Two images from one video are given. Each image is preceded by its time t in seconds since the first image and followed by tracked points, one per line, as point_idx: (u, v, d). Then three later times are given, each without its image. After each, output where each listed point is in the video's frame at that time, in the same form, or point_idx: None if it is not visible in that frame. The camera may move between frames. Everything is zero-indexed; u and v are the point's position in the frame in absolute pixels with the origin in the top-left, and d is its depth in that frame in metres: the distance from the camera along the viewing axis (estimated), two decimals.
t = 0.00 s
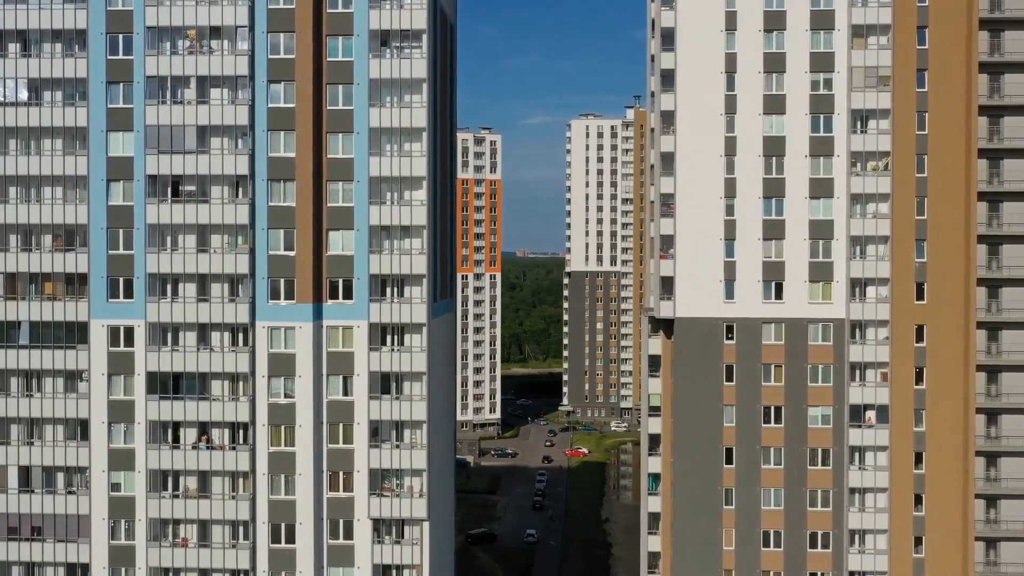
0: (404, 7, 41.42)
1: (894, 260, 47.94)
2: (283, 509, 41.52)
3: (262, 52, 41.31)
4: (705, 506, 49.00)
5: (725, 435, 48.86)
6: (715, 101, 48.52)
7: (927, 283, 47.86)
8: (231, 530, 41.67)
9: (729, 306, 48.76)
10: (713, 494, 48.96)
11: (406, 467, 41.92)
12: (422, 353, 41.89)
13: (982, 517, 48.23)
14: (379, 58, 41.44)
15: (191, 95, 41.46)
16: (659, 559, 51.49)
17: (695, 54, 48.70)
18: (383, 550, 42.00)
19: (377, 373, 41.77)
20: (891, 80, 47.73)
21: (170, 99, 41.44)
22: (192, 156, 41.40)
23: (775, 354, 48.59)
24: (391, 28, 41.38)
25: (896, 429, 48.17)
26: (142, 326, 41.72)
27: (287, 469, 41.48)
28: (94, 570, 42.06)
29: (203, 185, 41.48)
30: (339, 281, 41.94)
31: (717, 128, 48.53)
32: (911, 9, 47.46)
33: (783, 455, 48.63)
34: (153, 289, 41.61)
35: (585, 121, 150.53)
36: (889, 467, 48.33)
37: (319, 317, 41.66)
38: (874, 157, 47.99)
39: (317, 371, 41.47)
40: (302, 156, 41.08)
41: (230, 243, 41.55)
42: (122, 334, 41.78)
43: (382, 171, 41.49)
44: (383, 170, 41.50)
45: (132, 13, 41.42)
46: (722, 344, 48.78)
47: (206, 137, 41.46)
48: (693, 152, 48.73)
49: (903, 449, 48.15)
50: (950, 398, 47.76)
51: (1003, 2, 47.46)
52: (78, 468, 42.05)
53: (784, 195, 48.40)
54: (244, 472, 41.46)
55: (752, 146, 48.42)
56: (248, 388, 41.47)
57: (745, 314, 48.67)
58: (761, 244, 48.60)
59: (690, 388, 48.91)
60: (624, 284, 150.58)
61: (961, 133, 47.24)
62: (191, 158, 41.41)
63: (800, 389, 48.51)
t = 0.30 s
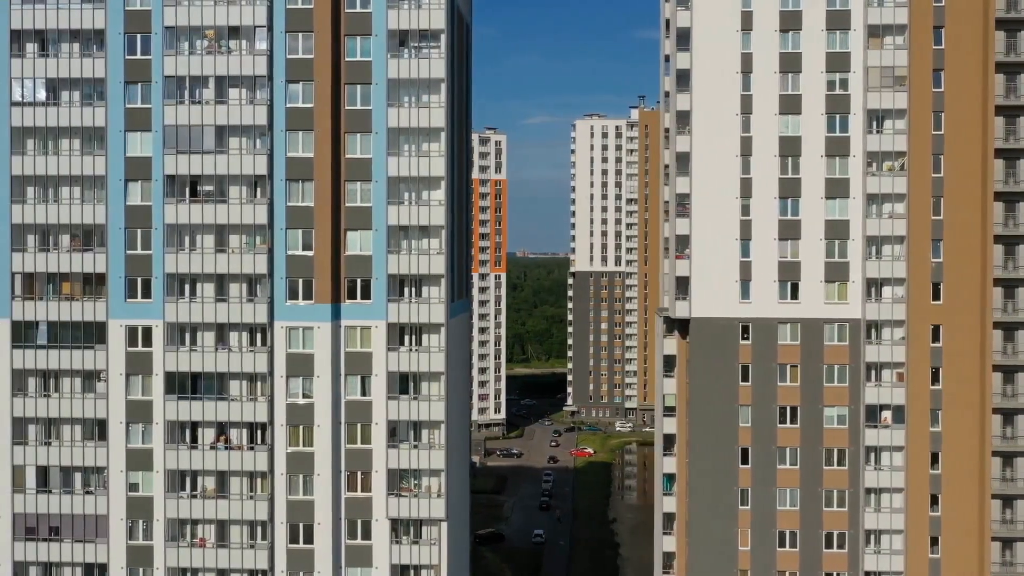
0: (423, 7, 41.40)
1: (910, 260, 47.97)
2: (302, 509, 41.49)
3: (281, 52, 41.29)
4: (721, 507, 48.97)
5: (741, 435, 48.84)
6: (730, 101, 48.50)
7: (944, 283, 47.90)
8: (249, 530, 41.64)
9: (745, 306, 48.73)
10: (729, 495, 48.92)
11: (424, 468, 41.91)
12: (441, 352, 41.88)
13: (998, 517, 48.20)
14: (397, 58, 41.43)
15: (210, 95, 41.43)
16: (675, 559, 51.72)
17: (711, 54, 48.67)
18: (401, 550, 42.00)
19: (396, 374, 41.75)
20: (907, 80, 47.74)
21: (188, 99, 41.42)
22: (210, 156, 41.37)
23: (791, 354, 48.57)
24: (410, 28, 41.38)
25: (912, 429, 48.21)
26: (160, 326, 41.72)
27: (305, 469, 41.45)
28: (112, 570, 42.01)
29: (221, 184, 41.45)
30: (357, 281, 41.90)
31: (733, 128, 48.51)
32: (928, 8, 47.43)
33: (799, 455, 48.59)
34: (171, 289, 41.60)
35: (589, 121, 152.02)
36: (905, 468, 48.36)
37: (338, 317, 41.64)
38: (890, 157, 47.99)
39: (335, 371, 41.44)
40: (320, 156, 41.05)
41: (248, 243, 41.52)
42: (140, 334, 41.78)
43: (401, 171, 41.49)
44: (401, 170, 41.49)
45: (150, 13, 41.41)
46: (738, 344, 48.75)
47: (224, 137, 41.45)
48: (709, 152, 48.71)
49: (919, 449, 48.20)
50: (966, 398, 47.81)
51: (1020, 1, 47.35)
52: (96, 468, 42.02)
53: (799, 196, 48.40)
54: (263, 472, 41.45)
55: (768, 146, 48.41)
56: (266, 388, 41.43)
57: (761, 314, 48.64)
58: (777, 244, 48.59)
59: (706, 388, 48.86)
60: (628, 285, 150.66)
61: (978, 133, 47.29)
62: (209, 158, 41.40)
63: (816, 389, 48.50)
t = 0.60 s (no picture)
0: (442, 7, 41.38)
1: (926, 260, 47.97)
2: (320, 509, 41.47)
3: (299, 52, 41.25)
4: (736, 507, 48.93)
5: (757, 435, 48.79)
6: (746, 101, 48.48)
7: (960, 283, 47.92)
8: (268, 530, 41.64)
9: (761, 306, 48.71)
10: (745, 495, 48.88)
11: (442, 468, 41.89)
12: (459, 352, 41.86)
13: (1014, 518, 47.79)
14: (416, 58, 41.41)
15: (228, 95, 41.39)
16: (689, 559, 51.54)
17: (727, 54, 48.63)
18: (419, 550, 41.98)
19: (414, 374, 41.72)
20: (923, 80, 47.75)
21: (206, 99, 41.38)
22: (228, 156, 41.35)
23: (807, 354, 48.54)
24: (429, 28, 41.35)
25: (928, 429, 48.24)
26: (178, 326, 41.70)
27: (324, 469, 41.42)
28: (130, 570, 42.01)
29: (239, 184, 41.43)
30: (376, 281, 41.88)
31: (748, 128, 48.50)
32: (943, 9, 47.50)
33: (814, 455, 48.56)
34: (189, 289, 41.57)
35: (594, 121, 151.36)
36: (921, 468, 48.38)
37: (356, 317, 41.62)
38: (906, 157, 47.99)
39: (353, 371, 41.42)
40: (339, 156, 41.03)
41: (267, 243, 41.48)
42: (158, 334, 41.78)
43: (419, 171, 41.47)
44: (420, 170, 41.47)
45: (169, 13, 41.38)
46: (754, 344, 48.71)
47: (242, 137, 41.41)
48: (725, 152, 48.69)
49: (935, 449, 48.24)
50: (983, 398, 47.84)
51: None
52: (113, 468, 42.04)
53: (816, 196, 48.37)
54: (281, 472, 41.42)
55: (784, 146, 48.39)
56: (285, 388, 41.40)
57: (777, 314, 48.62)
58: (793, 244, 48.57)
59: (721, 388, 48.83)
60: (632, 285, 150.37)
61: (994, 134, 47.31)
62: (227, 158, 41.36)
63: (832, 389, 48.46)
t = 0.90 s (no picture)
0: (460, 6, 41.36)
1: (942, 260, 47.97)
2: (337, 509, 41.44)
3: (317, 52, 41.22)
4: (752, 507, 48.90)
5: (772, 435, 48.76)
6: (762, 101, 48.46)
7: (976, 283, 47.93)
8: (285, 530, 41.64)
9: (776, 306, 48.67)
10: (760, 495, 48.84)
11: (460, 468, 41.85)
12: (477, 352, 41.80)
13: None
14: (434, 58, 41.37)
15: (246, 94, 41.37)
16: (704, 559, 51.55)
17: (743, 54, 48.58)
18: (436, 551, 41.94)
19: (432, 373, 41.70)
20: (938, 80, 47.73)
21: (225, 99, 41.36)
22: (247, 156, 41.33)
23: (822, 354, 48.51)
24: (446, 28, 41.31)
25: (944, 429, 48.26)
26: (196, 326, 41.68)
27: (341, 469, 41.40)
28: (147, 570, 41.99)
29: (256, 184, 41.41)
30: (393, 281, 41.85)
31: (764, 128, 48.48)
32: (959, 9, 47.51)
33: (830, 456, 48.51)
34: (207, 289, 41.55)
35: (598, 121, 151.67)
36: (936, 468, 48.39)
37: (374, 317, 41.58)
38: (922, 157, 47.94)
39: (371, 370, 41.39)
40: (357, 156, 41.00)
41: (284, 243, 41.45)
42: (175, 334, 41.76)
43: (437, 171, 41.43)
44: (437, 170, 41.43)
45: (187, 13, 41.36)
46: (769, 344, 48.70)
47: (260, 137, 41.38)
48: (740, 152, 48.67)
49: (951, 449, 48.27)
50: (999, 399, 47.76)
51: None
52: (131, 469, 42.03)
53: (831, 196, 48.34)
54: (299, 472, 41.40)
55: (800, 146, 48.36)
56: (302, 388, 41.40)
57: (793, 314, 48.58)
58: (808, 244, 48.53)
59: (737, 388, 48.81)
60: (638, 285, 148.96)
61: (1010, 134, 47.23)
62: (245, 158, 41.33)
63: (847, 389, 48.43)
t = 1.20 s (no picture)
0: (478, 6, 41.35)
1: (957, 260, 48.00)
2: (355, 509, 41.41)
3: (335, 52, 41.19)
4: (767, 507, 48.85)
5: (787, 436, 48.72)
6: (778, 101, 48.43)
7: (992, 283, 47.93)
8: (303, 530, 41.62)
9: (792, 306, 48.67)
10: (775, 495, 48.80)
11: (477, 468, 41.83)
12: (494, 352, 41.76)
13: None
14: (452, 57, 41.33)
15: (264, 94, 41.34)
16: (718, 559, 51.51)
17: (759, 54, 48.54)
18: (454, 551, 41.90)
19: (449, 373, 41.68)
20: (954, 80, 47.72)
21: (242, 98, 41.34)
22: (264, 156, 41.31)
23: (838, 354, 48.46)
24: (464, 28, 41.28)
25: (959, 429, 48.28)
26: (213, 326, 41.65)
27: (359, 469, 41.37)
28: (164, 570, 41.99)
29: (274, 184, 41.40)
30: (411, 281, 41.82)
31: (779, 128, 48.45)
32: (975, 9, 47.53)
33: (845, 456, 48.47)
34: (224, 289, 41.53)
35: (603, 121, 152.03)
36: (952, 468, 48.39)
37: (391, 317, 41.56)
38: (937, 157, 47.99)
39: (389, 370, 41.37)
40: (375, 155, 40.98)
41: (302, 242, 41.42)
42: (192, 334, 41.73)
43: (454, 171, 41.42)
44: (455, 169, 41.41)
45: (204, 13, 41.32)
46: (784, 345, 48.66)
47: (278, 137, 41.37)
48: (756, 152, 48.65)
49: (966, 449, 48.28)
50: (1016, 399, 47.73)
51: None
52: (148, 469, 42.01)
53: (847, 196, 48.32)
54: (316, 472, 41.38)
55: (815, 146, 48.34)
56: (320, 388, 41.38)
57: (808, 314, 48.56)
58: (823, 244, 48.51)
59: (752, 388, 48.78)
60: (641, 285, 149.44)
61: None
62: (263, 157, 41.32)
63: (863, 389, 48.40)
